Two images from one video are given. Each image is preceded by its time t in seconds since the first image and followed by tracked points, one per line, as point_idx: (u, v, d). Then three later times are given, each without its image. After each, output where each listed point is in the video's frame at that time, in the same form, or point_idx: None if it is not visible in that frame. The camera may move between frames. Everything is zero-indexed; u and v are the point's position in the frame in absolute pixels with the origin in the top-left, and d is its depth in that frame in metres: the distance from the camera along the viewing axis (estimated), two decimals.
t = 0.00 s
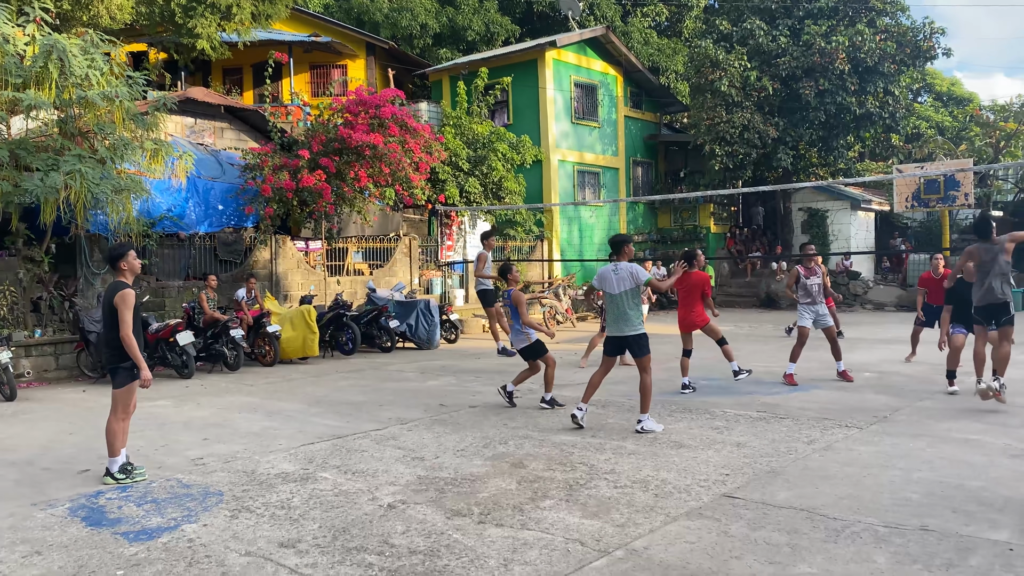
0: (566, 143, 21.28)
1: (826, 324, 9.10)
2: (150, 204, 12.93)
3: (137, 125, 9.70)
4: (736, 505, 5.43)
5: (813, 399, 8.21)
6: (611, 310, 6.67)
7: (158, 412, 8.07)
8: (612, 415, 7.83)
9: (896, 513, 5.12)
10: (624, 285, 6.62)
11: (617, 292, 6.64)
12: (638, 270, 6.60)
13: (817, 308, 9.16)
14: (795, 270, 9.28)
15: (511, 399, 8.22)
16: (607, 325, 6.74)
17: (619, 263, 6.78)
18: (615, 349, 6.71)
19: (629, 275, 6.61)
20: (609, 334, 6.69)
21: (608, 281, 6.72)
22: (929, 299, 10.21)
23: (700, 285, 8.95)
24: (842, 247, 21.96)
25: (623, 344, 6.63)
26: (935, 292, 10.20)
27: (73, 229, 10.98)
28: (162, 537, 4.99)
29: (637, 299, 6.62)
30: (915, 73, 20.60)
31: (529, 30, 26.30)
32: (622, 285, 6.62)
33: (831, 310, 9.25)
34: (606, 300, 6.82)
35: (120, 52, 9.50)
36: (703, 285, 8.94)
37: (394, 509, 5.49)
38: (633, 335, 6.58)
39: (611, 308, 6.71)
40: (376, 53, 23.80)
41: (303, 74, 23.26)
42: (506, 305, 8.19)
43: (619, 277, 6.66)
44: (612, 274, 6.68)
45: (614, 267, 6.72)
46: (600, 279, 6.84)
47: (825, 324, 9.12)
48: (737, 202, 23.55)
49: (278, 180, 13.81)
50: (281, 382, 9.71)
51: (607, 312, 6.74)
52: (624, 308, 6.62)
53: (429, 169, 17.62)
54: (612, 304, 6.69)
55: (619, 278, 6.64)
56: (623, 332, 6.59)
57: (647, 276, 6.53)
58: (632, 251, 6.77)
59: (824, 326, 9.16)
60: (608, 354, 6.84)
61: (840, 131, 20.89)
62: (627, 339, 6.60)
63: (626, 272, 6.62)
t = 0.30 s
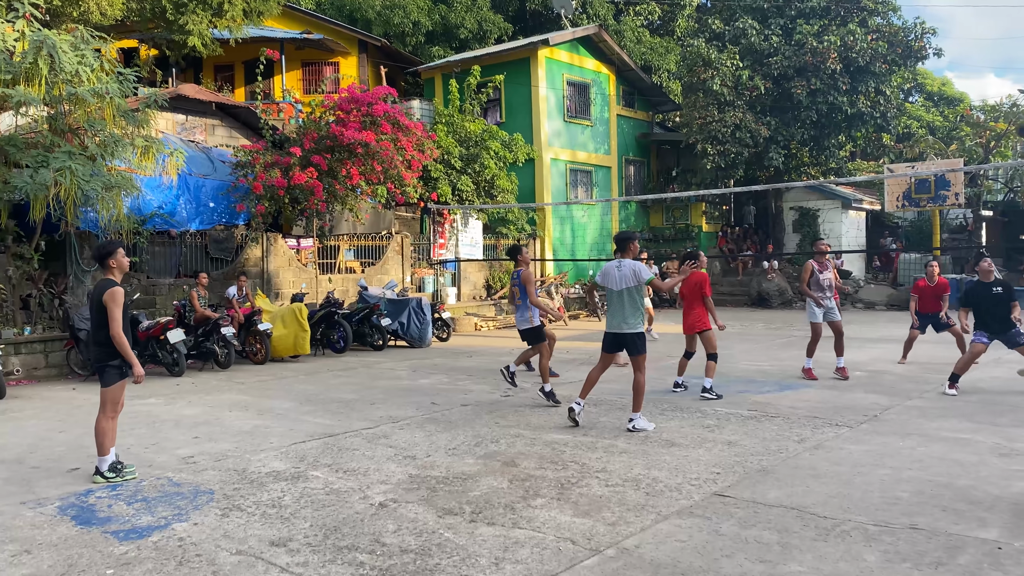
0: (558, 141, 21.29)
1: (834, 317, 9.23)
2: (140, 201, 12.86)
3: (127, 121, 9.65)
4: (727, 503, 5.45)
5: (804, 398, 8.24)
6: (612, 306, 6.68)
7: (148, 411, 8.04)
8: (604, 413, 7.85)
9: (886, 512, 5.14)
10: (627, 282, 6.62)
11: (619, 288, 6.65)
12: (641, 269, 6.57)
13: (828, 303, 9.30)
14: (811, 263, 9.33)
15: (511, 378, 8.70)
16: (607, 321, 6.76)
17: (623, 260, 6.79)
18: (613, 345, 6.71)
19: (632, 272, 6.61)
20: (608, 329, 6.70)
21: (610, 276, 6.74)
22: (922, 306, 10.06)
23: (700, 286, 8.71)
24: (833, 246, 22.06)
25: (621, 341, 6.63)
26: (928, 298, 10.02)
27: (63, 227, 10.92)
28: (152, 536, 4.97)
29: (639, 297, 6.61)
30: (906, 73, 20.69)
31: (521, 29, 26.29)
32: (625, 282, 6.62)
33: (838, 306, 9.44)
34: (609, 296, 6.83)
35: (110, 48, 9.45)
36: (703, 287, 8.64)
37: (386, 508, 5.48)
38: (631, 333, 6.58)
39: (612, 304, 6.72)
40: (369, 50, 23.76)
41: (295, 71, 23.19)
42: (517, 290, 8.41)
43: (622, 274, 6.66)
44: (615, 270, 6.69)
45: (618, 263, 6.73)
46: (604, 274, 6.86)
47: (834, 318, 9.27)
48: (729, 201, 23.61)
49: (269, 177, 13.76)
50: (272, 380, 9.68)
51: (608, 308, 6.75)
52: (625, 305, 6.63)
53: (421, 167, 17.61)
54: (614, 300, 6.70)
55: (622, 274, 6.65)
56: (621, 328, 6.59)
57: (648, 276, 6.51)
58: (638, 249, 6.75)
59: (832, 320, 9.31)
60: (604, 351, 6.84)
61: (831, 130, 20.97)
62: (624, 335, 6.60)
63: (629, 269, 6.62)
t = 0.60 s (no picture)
0: (555, 141, 21.30)
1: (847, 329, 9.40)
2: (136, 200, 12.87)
3: (123, 120, 9.65)
4: (723, 503, 5.46)
5: (799, 397, 8.27)
6: (601, 307, 6.70)
7: (144, 410, 8.03)
8: (599, 413, 7.86)
9: (881, 511, 5.15)
10: (612, 283, 6.64)
11: (607, 288, 6.67)
12: (627, 270, 6.59)
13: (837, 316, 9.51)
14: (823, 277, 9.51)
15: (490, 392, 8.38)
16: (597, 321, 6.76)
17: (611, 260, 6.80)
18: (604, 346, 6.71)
19: (618, 273, 6.61)
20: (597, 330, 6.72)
21: (598, 277, 6.76)
22: (934, 307, 10.05)
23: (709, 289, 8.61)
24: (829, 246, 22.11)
25: (612, 342, 6.63)
26: (939, 301, 10.00)
27: (58, 226, 10.92)
28: (148, 535, 4.96)
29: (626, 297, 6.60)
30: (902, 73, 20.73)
31: (518, 28, 26.30)
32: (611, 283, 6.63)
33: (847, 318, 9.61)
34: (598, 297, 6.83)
35: (106, 46, 9.44)
36: (711, 288, 8.55)
37: (382, 507, 5.48)
38: (621, 334, 6.59)
39: (601, 305, 6.73)
40: (365, 50, 23.75)
41: (291, 70, 23.16)
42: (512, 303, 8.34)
43: (609, 274, 6.67)
44: (603, 270, 6.71)
45: (606, 264, 6.75)
46: (593, 275, 6.88)
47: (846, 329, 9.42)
48: (725, 201, 23.65)
49: (266, 176, 13.76)
50: (267, 379, 9.67)
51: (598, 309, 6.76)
52: (613, 306, 6.64)
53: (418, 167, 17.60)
54: (604, 301, 6.70)
55: (609, 275, 6.67)
56: (609, 330, 6.61)
57: (633, 278, 6.52)
58: (627, 249, 6.75)
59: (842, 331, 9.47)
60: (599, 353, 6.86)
61: (827, 130, 21.02)
62: (614, 336, 6.61)
63: (615, 270, 6.63)
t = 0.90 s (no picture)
0: (551, 143, 21.31)
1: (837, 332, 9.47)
2: (133, 204, 12.86)
3: (119, 123, 9.65)
4: (720, 504, 5.47)
5: (796, 398, 8.29)
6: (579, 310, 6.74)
7: (140, 412, 8.03)
8: (596, 415, 7.88)
9: (877, 512, 5.18)
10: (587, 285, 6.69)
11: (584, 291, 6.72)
12: (602, 273, 6.64)
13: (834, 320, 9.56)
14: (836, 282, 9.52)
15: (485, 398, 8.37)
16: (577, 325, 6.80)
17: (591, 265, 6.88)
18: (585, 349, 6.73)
19: (594, 276, 6.67)
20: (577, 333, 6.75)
21: (578, 282, 6.84)
22: (924, 304, 10.09)
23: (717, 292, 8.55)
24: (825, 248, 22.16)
25: (592, 344, 6.65)
26: (930, 297, 10.04)
27: (55, 228, 10.91)
28: (147, 538, 4.96)
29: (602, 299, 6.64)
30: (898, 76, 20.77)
31: (514, 31, 26.33)
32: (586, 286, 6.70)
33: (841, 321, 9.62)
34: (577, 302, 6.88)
35: (104, 49, 9.45)
36: (721, 294, 8.50)
37: (380, 509, 5.49)
38: (600, 336, 6.62)
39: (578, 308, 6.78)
40: (362, 52, 23.75)
41: (287, 72, 23.17)
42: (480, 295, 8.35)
43: (586, 277, 6.75)
44: (581, 274, 6.79)
45: (584, 268, 6.83)
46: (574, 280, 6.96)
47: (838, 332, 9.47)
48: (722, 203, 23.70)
49: (263, 179, 13.76)
50: (264, 382, 9.67)
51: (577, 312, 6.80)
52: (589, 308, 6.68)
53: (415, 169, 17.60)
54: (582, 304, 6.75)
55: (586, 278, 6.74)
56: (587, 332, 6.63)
57: (604, 283, 6.57)
58: (607, 253, 6.80)
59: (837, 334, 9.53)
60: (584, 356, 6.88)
61: (823, 132, 21.07)
62: (596, 339, 6.63)
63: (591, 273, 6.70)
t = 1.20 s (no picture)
0: (544, 146, 21.34)
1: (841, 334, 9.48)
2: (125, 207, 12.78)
3: (112, 126, 9.63)
4: (714, 506, 5.48)
5: (789, 401, 8.31)
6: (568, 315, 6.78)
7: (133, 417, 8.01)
8: (590, 418, 7.89)
9: (870, 513, 5.20)
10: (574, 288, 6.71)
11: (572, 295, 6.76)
12: (589, 277, 6.64)
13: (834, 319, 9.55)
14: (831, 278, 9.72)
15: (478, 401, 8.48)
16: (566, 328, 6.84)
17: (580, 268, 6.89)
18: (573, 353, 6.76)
19: (581, 279, 6.68)
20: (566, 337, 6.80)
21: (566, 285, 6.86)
22: (923, 303, 10.13)
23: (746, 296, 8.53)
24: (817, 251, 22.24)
25: (580, 348, 6.68)
26: (929, 295, 10.06)
27: (47, 232, 10.87)
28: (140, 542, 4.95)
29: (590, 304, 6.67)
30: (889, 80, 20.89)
31: (507, 34, 26.38)
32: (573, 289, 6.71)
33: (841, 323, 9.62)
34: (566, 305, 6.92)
35: (96, 53, 9.44)
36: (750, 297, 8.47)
37: (374, 512, 5.48)
38: (587, 340, 6.64)
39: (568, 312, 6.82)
40: (355, 56, 23.75)
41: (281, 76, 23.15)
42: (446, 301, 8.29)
43: (574, 281, 6.77)
44: (570, 278, 6.82)
45: (572, 272, 6.85)
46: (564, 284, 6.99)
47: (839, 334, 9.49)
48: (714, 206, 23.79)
49: (256, 182, 13.77)
50: (258, 385, 9.64)
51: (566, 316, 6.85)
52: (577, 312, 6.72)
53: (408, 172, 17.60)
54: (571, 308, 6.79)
55: (574, 281, 6.77)
56: (575, 336, 6.67)
57: (592, 286, 6.56)
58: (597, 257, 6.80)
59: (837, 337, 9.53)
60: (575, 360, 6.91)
61: (816, 135, 21.19)
62: (583, 343, 6.66)
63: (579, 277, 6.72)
